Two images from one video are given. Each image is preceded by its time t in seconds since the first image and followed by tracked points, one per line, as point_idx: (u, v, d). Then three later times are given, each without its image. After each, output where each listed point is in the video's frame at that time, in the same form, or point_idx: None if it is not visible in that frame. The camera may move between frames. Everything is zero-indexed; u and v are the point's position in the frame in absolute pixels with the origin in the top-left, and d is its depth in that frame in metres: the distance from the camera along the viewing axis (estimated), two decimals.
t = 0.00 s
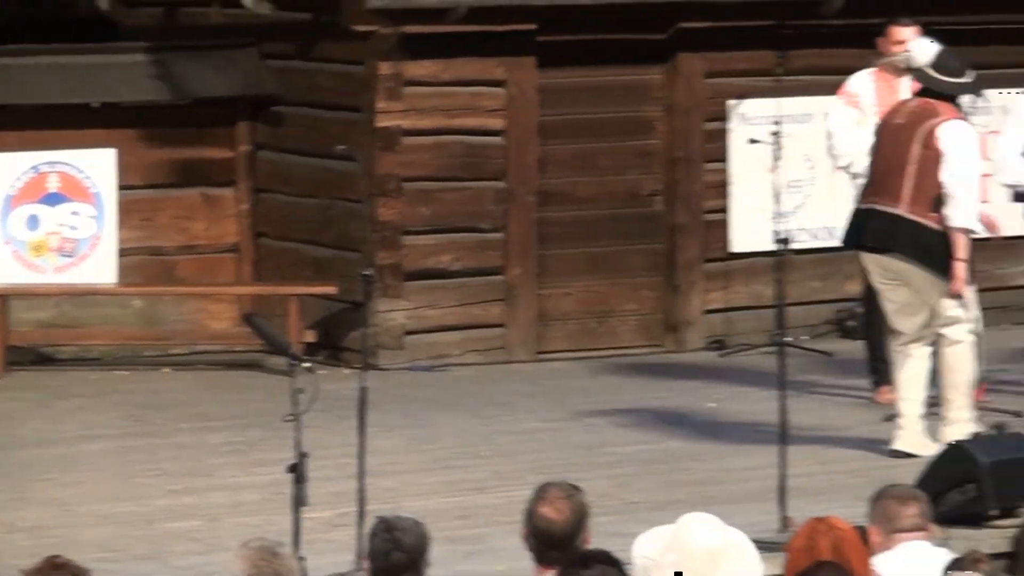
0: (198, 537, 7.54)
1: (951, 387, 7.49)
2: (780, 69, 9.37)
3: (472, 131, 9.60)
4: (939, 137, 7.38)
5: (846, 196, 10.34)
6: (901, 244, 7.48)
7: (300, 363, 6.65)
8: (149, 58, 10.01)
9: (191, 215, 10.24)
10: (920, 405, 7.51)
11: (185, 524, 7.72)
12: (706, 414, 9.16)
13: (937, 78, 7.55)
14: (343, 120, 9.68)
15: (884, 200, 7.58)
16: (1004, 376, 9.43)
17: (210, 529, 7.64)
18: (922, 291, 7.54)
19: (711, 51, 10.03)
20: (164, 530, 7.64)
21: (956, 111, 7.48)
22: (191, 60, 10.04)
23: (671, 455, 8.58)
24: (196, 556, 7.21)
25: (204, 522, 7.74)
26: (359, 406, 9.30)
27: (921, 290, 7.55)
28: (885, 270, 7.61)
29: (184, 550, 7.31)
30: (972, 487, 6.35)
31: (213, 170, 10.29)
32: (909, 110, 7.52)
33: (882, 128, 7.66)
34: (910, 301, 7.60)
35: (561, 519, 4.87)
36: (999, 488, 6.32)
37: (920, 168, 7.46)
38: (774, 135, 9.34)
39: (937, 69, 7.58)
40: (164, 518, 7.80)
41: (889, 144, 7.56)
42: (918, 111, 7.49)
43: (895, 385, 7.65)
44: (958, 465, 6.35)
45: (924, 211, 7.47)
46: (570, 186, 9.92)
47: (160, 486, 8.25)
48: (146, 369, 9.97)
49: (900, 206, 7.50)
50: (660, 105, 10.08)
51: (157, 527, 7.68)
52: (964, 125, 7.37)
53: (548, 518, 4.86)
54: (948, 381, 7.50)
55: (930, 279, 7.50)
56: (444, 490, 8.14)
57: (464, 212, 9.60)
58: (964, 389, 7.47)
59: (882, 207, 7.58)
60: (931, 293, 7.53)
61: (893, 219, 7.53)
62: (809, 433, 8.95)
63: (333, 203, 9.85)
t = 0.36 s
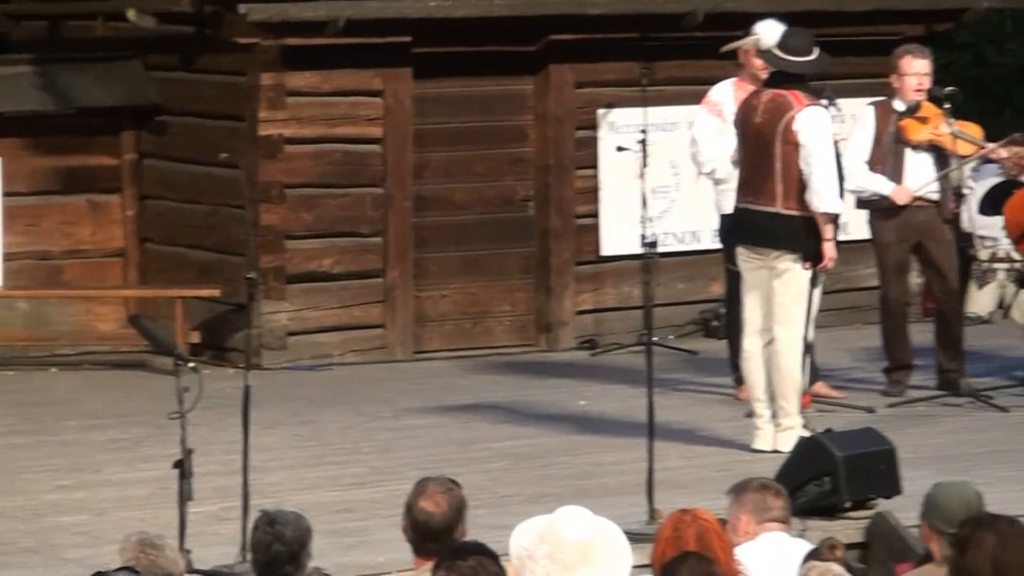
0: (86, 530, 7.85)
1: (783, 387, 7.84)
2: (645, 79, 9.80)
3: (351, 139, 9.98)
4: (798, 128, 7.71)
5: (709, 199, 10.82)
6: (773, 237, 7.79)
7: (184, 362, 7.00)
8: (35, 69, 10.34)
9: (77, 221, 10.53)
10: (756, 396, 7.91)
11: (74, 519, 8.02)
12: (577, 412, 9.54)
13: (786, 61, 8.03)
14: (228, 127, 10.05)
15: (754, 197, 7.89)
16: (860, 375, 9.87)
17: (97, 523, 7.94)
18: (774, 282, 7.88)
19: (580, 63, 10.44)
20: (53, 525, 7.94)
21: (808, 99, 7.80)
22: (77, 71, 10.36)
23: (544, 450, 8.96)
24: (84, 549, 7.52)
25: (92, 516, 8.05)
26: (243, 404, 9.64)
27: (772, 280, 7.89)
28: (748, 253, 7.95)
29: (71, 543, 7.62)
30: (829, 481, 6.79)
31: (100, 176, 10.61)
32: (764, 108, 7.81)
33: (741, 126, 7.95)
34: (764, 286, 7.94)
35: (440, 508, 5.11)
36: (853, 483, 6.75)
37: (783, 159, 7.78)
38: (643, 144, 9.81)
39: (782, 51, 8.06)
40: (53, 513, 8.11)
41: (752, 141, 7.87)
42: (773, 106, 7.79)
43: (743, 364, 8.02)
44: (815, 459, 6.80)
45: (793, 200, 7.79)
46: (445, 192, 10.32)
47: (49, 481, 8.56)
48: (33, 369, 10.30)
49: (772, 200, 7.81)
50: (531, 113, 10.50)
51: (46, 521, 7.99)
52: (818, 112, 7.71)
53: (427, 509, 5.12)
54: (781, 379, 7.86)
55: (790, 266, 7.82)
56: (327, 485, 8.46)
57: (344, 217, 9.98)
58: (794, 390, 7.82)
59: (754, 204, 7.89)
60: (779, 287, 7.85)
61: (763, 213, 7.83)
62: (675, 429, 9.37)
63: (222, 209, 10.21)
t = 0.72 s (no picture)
0: (31, 522, 8.21)
1: (707, 382, 8.17)
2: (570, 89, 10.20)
3: (286, 147, 10.37)
4: (725, 137, 7.97)
5: (631, 205, 11.25)
6: (707, 241, 8.08)
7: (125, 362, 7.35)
8: None
9: (21, 225, 10.86)
10: (682, 392, 8.25)
11: (20, 512, 8.38)
12: (505, 409, 9.93)
13: (704, 71, 8.08)
14: (169, 136, 10.42)
15: (684, 205, 8.14)
16: (776, 374, 10.30)
17: (42, 516, 8.29)
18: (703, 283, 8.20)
19: (507, 74, 10.86)
20: None
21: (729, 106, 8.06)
22: (19, 82, 10.68)
23: (474, 446, 9.36)
24: (30, 541, 7.87)
25: (37, 510, 8.40)
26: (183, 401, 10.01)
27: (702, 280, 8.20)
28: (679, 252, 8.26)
29: (16, 535, 7.97)
30: (746, 475, 7.17)
31: (43, 183, 10.95)
32: (688, 119, 8.06)
33: (664, 137, 8.19)
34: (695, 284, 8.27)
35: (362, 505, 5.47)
36: (769, 477, 7.13)
37: (711, 167, 8.05)
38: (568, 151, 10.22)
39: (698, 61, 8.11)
40: None
41: (678, 151, 8.12)
42: (697, 117, 8.04)
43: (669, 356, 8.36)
44: (733, 454, 7.17)
45: (723, 204, 8.08)
46: (379, 197, 10.72)
47: None
48: None
49: (704, 207, 8.08)
50: (460, 122, 10.89)
51: None
52: (742, 120, 7.98)
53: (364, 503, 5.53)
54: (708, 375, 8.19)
55: (722, 267, 8.14)
56: (264, 479, 8.83)
57: (281, 221, 10.37)
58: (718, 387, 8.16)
59: (684, 211, 8.14)
60: (709, 288, 8.17)
61: (694, 220, 8.11)
62: (600, 425, 9.78)
63: (163, 213, 10.61)
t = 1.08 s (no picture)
0: (11, 514, 8.57)
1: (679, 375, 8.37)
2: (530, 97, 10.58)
3: (257, 153, 10.75)
4: (674, 143, 8.19)
5: (590, 209, 11.62)
6: (656, 244, 8.30)
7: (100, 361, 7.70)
8: None
9: None
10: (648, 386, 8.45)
11: None
12: (468, 406, 10.32)
13: (663, 82, 8.27)
14: (142, 142, 10.78)
15: (637, 207, 8.37)
16: (728, 371, 10.71)
17: (21, 508, 8.65)
18: (666, 287, 8.42)
19: (470, 82, 11.28)
20: None
21: (682, 115, 8.28)
22: None
23: (437, 441, 9.74)
24: (10, 532, 8.23)
25: (16, 502, 8.76)
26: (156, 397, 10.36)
27: (668, 286, 8.41)
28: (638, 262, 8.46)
29: None
30: (700, 468, 7.48)
31: (20, 187, 11.31)
32: (643, 124, 8.31)
33: (623, 142, 8.45)
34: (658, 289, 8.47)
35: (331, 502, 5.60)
36: (722, 468, 7.44)
37: (661, 172, 8.27)
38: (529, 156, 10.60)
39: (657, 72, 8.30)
40: None
41: (632, 156, 8.36)
42: (651, 124, 8.28)
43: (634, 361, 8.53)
44: (687, 448, 7.48)
45: (672, 209, 8.28)
46: (346, 202, 11.09)
47: None
48: None
49: (653, 210, 8.30)
50: (424, 129, 11.29)
51: None
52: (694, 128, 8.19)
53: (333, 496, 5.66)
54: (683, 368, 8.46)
55: (678, 272, 8.34)
56: (235, 473, 9.20)
57: (251, 225, 10.74)
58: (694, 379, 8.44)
59: (638, 214, 8.37)
60: (679, 292, 8.38)
61: (646, 223, 8.33)
62: (558, 420, 10.17)
63: (136, 217, 10.97)
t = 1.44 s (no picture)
0: (5, 505, 8.97)
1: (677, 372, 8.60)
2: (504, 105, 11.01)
3: (240, 159, 11.16)
4: (649, 164, 8.48)
5: (561, 213, 12.04)
6: (635, 261, 8.58)
7: (90, 358, 8.11)
8: None
9: None
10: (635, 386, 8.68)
11: None
12: (445, 402, 10.74)
13: (637, 104, 8.53)
14: (130, 148, 11.19)
15: (617, 227, 8.66)
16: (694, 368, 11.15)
17: (15, 500, 9.05)
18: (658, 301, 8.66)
19: (447, 90, 11.72)
20: None
21: (657, 135, 8.57)
22: None
23: (414, 436, 10.16)
24: (5, 523, 8.62)
25: (9, 494, 9.16)
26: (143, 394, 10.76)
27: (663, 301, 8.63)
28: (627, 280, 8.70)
29: None
30: (668, 462, 7.82)
31: (12, 192, 11.75)
32: (619, 146, 8.60)
33: (602, 163, 8.75)
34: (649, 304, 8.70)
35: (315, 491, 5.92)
36: (688, 463, 7.79)
37: (638, 191, 8.56)
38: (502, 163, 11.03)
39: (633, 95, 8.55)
40: None
41: (610, 176, 8.66)
42: (627, 145, 8.57)
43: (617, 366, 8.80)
44: (655, 443, 7.83)
45: (649, 227, 8.57)
46: (326, 206, 11.51)
47: None
48: None
49: (631, 228, 8.58)
50: (402, 135, 11.72)
51: None
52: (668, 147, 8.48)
53: (314, 488, 6.00)
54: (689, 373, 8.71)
55: (662, 287, 8.61)
56: (221, 467, 9.61)
57: (236, 228, 11.16)
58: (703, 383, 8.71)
59: (618, 233, 8.66)
60: (674, 307, 8.62)
61: (625, 241, 8.61)
62: (531, 415, 10.60)
63: (124, 220, 11.37)
